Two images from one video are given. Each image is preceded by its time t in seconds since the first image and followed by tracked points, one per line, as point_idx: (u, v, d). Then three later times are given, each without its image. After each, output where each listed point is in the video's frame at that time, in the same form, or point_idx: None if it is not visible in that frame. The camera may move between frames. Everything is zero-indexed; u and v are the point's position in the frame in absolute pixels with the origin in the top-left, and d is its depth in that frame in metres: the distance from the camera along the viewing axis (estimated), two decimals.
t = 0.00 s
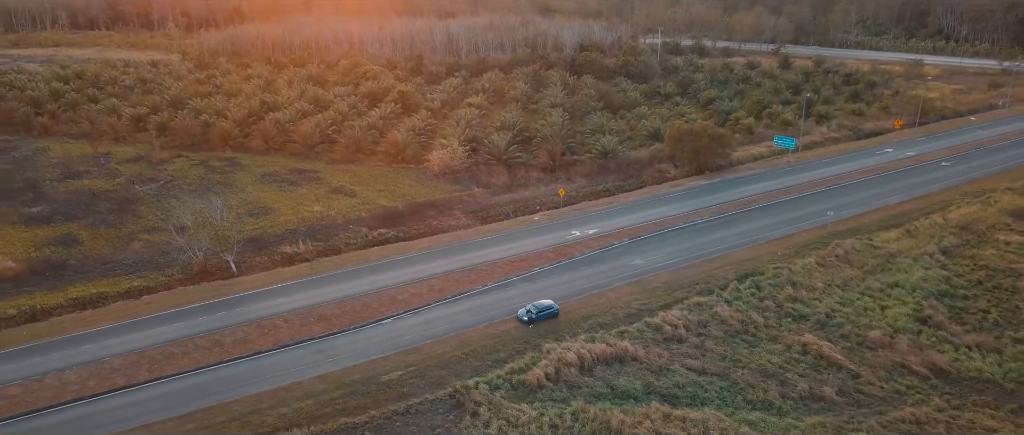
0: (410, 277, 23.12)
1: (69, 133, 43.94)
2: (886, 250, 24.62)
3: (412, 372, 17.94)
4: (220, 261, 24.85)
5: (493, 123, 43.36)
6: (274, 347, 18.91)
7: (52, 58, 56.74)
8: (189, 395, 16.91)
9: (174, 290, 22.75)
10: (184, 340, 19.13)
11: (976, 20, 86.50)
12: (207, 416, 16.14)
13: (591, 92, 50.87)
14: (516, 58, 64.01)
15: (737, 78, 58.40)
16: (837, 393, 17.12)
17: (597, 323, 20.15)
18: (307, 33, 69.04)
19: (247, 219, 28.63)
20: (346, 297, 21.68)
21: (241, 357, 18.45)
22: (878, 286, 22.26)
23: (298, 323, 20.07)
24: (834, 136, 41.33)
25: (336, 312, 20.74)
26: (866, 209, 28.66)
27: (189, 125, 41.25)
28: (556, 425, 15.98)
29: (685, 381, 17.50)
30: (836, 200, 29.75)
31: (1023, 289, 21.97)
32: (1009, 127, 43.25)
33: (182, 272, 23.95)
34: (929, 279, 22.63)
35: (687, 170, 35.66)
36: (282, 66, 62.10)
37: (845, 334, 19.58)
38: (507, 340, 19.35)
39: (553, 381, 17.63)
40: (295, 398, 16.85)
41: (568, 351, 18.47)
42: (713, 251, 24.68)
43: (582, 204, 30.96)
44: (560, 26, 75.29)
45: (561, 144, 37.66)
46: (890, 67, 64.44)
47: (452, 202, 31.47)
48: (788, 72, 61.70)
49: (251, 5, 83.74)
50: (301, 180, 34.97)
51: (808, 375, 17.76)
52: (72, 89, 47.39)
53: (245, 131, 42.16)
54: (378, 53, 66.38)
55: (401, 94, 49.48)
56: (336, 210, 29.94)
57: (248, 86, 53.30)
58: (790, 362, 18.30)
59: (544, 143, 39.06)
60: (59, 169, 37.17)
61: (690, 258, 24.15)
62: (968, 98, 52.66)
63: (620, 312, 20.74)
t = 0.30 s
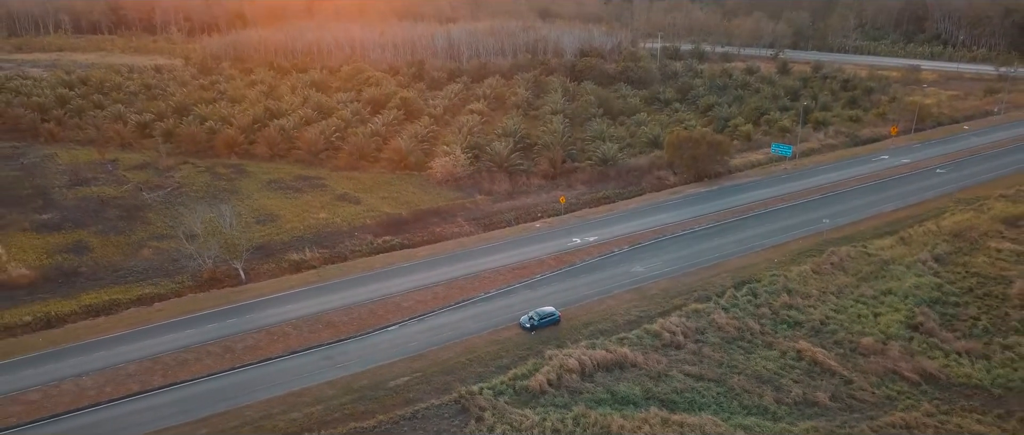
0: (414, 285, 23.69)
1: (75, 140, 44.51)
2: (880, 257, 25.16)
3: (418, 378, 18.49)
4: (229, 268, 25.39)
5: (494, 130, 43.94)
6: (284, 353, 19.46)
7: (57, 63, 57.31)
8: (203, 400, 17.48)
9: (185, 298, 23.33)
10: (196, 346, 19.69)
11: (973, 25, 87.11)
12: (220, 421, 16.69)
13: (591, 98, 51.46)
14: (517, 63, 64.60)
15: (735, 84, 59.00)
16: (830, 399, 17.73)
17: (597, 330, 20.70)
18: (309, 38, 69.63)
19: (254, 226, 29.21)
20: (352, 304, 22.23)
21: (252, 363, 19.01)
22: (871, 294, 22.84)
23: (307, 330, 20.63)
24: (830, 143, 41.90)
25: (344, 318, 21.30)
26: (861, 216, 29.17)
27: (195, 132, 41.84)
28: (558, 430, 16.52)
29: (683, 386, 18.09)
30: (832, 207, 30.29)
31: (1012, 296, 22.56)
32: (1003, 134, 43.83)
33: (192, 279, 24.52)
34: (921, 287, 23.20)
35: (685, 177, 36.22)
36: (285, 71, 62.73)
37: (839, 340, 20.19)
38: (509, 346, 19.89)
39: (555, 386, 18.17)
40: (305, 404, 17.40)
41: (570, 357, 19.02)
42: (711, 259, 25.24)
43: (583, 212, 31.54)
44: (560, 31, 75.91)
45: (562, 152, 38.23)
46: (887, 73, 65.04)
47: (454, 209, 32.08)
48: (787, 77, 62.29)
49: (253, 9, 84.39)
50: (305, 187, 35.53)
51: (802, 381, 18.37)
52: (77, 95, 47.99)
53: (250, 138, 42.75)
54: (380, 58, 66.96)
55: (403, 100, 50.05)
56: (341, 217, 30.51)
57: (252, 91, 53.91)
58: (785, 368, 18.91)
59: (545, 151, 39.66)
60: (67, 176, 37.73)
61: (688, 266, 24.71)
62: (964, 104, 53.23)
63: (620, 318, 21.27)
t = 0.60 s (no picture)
0: (419, 298, 24.26)
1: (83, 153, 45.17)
2: (874, 271, 25.71)
3: (424, 390, 19.03)
4: (238, 282, 25.96)
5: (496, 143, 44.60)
6: (293, 366, 20.02)
7: (63, 76, 58.04)
8: (216, 412, 18.05)
9: (195, 312, 23.90)
10: (207, 360, 20.24)
11: (970, 37, 87.89)
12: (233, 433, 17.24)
13: (592, 112, 52.17)
14: (518, 76, 65.38)
15: (734, 96, 59.71)
16: (823, 411, 18.38)
17: (598, 343, 21.23)
18: (312, 51, 70.41)
19: (261, 240, 29.81)
20: (358, 318, 22.80)
21: (263, 375, 19.57)
22: (865, 307, 23.44)
23: (315, 343, 21.19)
24: (827, 157, 42.52)
25: (350, 332, 21.86)
26: (856, 230, 29.73)
27: (201, 146, 42.50)
28: None
29: (681, 398, 18.67)
30: (828, 221, 30.87)
31: (1002, 310, 23.21)
32: (997, 147, 44.49)
33: (202, 293, 25.07)
34: (913, 300, 23.80)
35: (684, 191, 36.81)
36: (288, 84, 63.47)
37: (833, 353, 20.84)
38: (512, 359, 20.43)
39: (557, 399, 18.72)
40: (314, 416, 17.93)
41: (571, 370, 19.56)
42: (709, 272, 25.80)
43: (584, 226, 32.14)
44: (561, 43, 76.74)
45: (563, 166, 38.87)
46: (884, 85, 65.76)
47: (458, 222, 32.71)
48: (785, 90, 63.00)
49: (256, 22, 85.21)
50: (311, 201, 36.17)
51: (796, 394, 19.01)
52: (84, 109, 48.69)
53: (256, 152, 43.38)
54: (382, 71, 67.72)
55: (405, 113, 50.73)
56: (347, 231, 31.13)
57: (256, 104, 54.62)
58: (780, 381, 19.54)
59: (546, 164, 40.31)
60: (75, 190, 38.32)
61: (686, 280, 25.27)
62: (960, 117, 53.88)
63: (620, 332, 21.81)
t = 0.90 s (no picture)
0: (423, 317, 24.82)
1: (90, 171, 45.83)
2: (868, 290, 26.26)
3: (428, 407, 19.56)
4: (245, 301, 26.52)
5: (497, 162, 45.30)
6: (301, 384, 20.56)
7: (70, 94, 58.85)
8: (228, 428, 18.62)
9: (204, 330, 24.45)
10: (217, 378, 20.76)
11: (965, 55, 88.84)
12: None
13: (591, 130, 52.97)
14: (518, 94, 66.24)
15: (732, 114, 60.49)
16: (817, 428, 19.16)
17: (598, 361, 21.76)
18: (315, 68, 71.30)
19: (268, 259, 30.40)
20: (363, 336, 23.34)
21: (272, 393, 20.11)
22: (859, 326, 24.09)
23: (322, 361, 21.73)
24: (823, 176, 43.18)
25: (356, 350, 22.39)
26: (851, 249, 30.29)
27: (207, 165, 43.19)
28: None
29: (679, 416, 19.31)
30: (823, 240, 31.47)
31: (992, 328, 24.08)
32: (990, 165, 45.18)
33: (211, 312, 25.65)
34: (906, 319, 24.46)
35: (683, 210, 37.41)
36: (291, 101, 64.28)
37: (827, 371, 21.60)
38: (515, 377, 20.95)
39: (558, 416, 19.24)
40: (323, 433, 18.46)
41: (572, 388, 20.09)
42: (706, 291, 26.36)
43: (584, 245, 32.74)
44: (561, 61, 77.72)
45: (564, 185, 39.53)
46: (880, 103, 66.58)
47: (460, 241, 33.36)
48: (782, 108, 63.81)
49: (259, 39, 86.21)
50: (316, 219, 36.81)
51: (791, 411, 19.75)
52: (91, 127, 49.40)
53: (261, 170, 44.05)
54: (384, 89, 68.57)
55: (408, 131, 51.45)
56: (351, 250, 31.74)
57: (260, 122, 55.38)
58: (775, 399, 20.27)
59: (547, 183, 41.00)
60: (84, 208, 38.99)
61: (684, 299, 25.82)
62: (955, 135, 54.55)
63: (619, 350, 22.34)
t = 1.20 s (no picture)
0: (427, 335, 25.37)
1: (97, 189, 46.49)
2: (863, 309, 26.82)
3: (433, 424, 20.07)
4: (253, 319, 27.08)
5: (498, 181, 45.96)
6: (308, 401, 21.09)
7: (77, 112, 59.71)
8: None
9: (213, 348, 25.02)
10: (227, 396, 21.29)
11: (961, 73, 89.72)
12: None
13: (591, 149, 53.71)
14: (519, 112, 67.05)
15: (731, 132, 61.18)
16: None
17: (598, 379, 22.29)
18: (319, 86, 72.13)
19: (274, 277, 30.95)
20: (369, 354, 23.89)
21: (281, 410, 20.67)
22: (853, 344, 24.74)
23: (329, 379, 22.28)
24: (819, 195, 43.84)
25: (362, 368, 22.94)
26: (846, 268, 30.85)
27: (213, 184, 43.88)
28: None
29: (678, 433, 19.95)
30: (819, 259, 32.04)
31: (984, 347, 24.90)
32: (985, 184, 45.87)
33: (219, 330, 26.22)
34: (900, 338, 25.14)
35: (682, 228, 38.02)
36: (295, 119, 65.06)
37: (822, 389, 22.32)
38: (517, 395, 21.46)
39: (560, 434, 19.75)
40: None
41: (574, 405, 20.62)
42: (704, 310, 26.92)
43: (584, 263, 33.35)
44: (561, 79, 78.55)
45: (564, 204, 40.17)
46: (877, 121, 67.29)
47: (463, 259, 33.99)
48: (780, 126, 64.55)
49: (262, 56, 87.21)
50: (320, 237, 37.43)
51: (787, 428, 20.43)
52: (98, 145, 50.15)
53: (266, 189, 44.71)
54: (386, 107, 69.41)
55: (410, 150, 52.15)
56: (356, 268, 32.31)
57: (265, 140, 56.10)
58: (771, 416, 20.97)
59: (547, 202, 41.66)
60: (92, 226, 39.62)
61: (683, 318, 26.36)
62: (950, 154, 55.18)
63: (619, 368, 22.86)
